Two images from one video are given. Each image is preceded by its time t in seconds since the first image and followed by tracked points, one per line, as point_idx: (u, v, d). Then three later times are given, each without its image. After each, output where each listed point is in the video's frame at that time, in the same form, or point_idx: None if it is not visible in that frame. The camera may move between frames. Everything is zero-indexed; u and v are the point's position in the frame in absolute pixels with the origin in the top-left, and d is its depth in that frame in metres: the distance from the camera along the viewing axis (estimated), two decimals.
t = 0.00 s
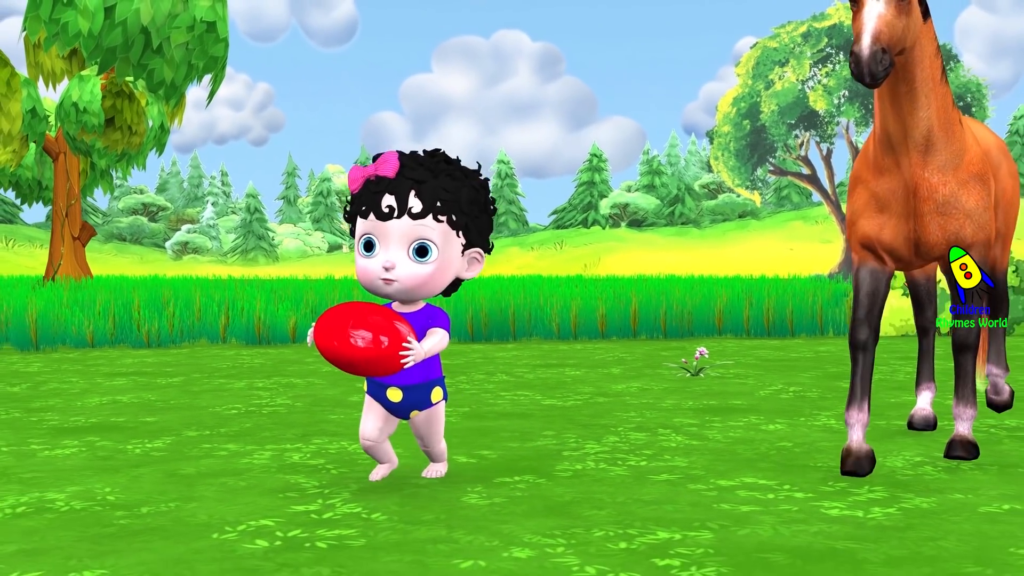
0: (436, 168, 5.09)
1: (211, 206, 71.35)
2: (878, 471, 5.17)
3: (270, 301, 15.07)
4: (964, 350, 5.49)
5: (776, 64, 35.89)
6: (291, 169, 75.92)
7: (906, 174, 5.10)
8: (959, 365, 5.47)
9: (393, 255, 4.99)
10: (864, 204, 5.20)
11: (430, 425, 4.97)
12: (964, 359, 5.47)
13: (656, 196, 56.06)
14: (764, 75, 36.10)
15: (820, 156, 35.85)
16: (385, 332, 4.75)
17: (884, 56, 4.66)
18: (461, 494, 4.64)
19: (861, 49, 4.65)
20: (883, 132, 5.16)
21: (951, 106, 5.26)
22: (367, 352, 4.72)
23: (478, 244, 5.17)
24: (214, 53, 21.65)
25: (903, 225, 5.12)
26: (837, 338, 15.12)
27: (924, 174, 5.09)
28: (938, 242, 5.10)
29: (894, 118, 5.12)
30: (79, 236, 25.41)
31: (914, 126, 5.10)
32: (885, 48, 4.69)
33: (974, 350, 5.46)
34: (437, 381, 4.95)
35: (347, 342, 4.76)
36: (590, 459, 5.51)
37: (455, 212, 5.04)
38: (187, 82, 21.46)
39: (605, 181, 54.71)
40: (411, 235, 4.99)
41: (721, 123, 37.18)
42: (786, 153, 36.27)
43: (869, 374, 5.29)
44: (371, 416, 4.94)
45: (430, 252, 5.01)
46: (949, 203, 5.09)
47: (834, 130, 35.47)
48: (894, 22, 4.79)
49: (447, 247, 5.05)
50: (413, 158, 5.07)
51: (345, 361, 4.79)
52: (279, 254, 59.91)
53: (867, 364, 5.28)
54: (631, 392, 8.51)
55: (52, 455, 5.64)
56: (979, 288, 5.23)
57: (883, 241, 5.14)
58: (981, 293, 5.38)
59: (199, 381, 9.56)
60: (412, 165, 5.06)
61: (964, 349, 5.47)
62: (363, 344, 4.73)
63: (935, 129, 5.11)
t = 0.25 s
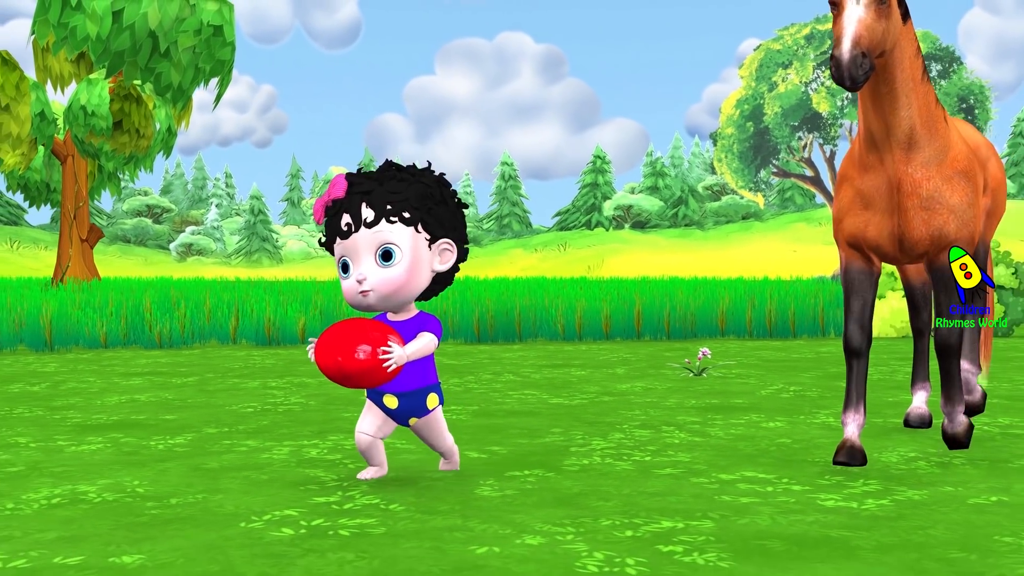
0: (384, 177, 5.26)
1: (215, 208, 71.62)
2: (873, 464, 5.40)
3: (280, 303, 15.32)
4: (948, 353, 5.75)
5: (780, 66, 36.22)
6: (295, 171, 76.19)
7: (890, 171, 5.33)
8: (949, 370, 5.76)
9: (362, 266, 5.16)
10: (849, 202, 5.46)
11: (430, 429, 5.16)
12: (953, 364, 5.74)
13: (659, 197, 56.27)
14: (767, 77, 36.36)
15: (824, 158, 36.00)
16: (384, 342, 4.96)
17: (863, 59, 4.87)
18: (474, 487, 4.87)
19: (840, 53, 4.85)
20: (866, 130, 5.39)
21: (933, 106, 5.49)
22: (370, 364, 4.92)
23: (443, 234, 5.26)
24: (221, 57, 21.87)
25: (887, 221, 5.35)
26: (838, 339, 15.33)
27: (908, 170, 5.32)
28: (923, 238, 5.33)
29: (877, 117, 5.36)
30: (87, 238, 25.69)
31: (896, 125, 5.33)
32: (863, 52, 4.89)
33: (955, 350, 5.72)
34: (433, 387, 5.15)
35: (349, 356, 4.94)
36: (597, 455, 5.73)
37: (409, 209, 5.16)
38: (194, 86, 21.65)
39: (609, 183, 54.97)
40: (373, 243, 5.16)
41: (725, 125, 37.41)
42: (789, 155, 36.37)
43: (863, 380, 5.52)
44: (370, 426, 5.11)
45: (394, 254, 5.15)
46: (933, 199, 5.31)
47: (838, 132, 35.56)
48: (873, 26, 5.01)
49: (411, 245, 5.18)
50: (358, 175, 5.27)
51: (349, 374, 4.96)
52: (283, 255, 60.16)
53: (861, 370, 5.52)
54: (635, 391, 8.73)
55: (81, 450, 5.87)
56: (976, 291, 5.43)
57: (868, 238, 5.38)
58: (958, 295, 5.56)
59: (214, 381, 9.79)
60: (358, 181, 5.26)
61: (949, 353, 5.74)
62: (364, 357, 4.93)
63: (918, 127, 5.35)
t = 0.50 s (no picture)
0: (391, 180, 5.29)
1: (219, 210, 71.88)
2: (869, 460, 5.59)
3: (287, 304, 15.55)
4: (924, 357, 5.52)
5: (783, 68, 36.53)
6: (298, 173, 76.45)
7: (878, 175, 5.48)
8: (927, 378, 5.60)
9: (363, 267, 5.19)
10: (841, 206, 5.61)
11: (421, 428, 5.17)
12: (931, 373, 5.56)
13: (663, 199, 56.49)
14: (770, 79, 36.62)
15: (826, 160, 36.24)
16: (378, 343, 4.97)
17: (856, 65, 5.05)
18: (485, 481, 5.06)
19: (834, 57, 5.03)
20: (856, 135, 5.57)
21: (926, 112, 5.61)
22: (362, 364, 4.93)
23: (445, 242, 5.32)
24: (227, 59, 22.10)
25: (876, 225, 5.48)
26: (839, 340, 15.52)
27: (896, 173, 5.44)
28: (912, 241, 5.39)
29: (867, 122, 5.52)
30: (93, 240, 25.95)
31: (884, 129, 5.49)
32: (858, 58, 5.08)
33: (933, 357, 5.49)
34: (426, 385, 5.16)
35: (341, 355, 4.96)
36: (602, 451, 5.92)
37: (414, 216, 5.21)
38: (200, 88, 21.97)
39: (611, 185, 55.22)
40: (377, 246, 5.19)
41: (728, 127, 37.63)
42: (792, 156, 36.63)
43: (858, 379, 5.71)
44: (366, 422, 5.15)
45: (396, 259, 5.19)
46: (921, 202, 5.40)
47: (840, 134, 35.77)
48: (868, 31, 5.17)
49: (413, 251, 5.23)
50: (367, 175, 5.29)
51: (341, 372, 4.98)
52: (287, 257, 60.41)
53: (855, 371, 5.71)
54: (639, 391, 8.92)
55: (103, 447, 6.07)
56: (978, 290, 5.50)
57: (859, 241, 5.53)
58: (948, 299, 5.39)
59: (226, 381, 9.99)
60: (366, 181, 5.28)
61: (926, 358, 5.51)
62: (357, 356, 4.94)
63: (907, 131, 5.49)
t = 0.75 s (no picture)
0: (442, 191, 5.42)
1: (223, 212, 72.22)
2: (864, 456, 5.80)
3: (296, 305, 15.77)
4: (887, 348, 5.39)
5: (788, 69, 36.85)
6: (302, 174, 76.75)
7: (854, 184, 5.51)
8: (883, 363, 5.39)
9: (393, 269, 5.36)
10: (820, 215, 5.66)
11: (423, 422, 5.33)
12: (889, 357, 5.38)
13: (666, 201, 56.76)
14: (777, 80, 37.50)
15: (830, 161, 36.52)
16: (379, 333, 5.16)
17: (838, 73, 5.10)
18: (497, 475, 5.29)
19: (813, 68, 5.09)
20: (834, 143, 5.60)
21: (906, 118, 5.59)
22: (362, 352, 5.14)
23: (476, 264, 5.52)
24: (234, 63, 22.38)
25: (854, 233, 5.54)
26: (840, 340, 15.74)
27: (872, 182, 5.44)
28: (888, 248, 5.38)
29: (844, 130, 5.54)
30: (101, 242, 26.22)
31: (860, 137, 5.50)
32: (840, 66, 5.13)
33: (898, 348, 5.37)
34: (431, 383, 5.32)
35: (343, 342, 5.18)
36: (609, 447, 6.14)
37: (455, 234, 5.39)
38: (207, 92, 22.11)
39: (615, 187, 55.46)
40: (413, 252, 5.35)
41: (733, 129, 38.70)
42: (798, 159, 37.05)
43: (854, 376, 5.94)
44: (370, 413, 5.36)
45: (429, 270, 5.38)
46: (897, 209, 5.38)
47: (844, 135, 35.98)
48: (847, 39, 5.20)
49: (446, 266, 5.41)
50: (421, 180, 5.40)
51: (344, 359, 5.20)
52: (291, 259, 60.73)
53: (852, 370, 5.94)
54: (644, 390, 9.15)
55: (127, 443, 6.31)
56: (975, 287, 6.15)
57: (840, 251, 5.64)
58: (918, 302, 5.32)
59: (240, 380, 10.23)
60: (419, 186, 5.39)
61: (889, 349, 5.38)
62: (357, 344, 5.15)
63: (883, 139, 5.48)
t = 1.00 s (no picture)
0: (473, 205, 5.61)
1: (227, 213, 72.49)
2: (861, 452, 5.99)
3: (304, 307, 15.97)
4: (890, 364, 5.56)
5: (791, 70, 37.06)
6: (305, 176, 77.02)
7: (844, 182, 5.63)
8: (885, 378, 5.57)
9: (417, 273, 5.52)
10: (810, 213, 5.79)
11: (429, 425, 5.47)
12: (891, 373, 5.55)
13: (669, 202, 56.96)
14: (777, 83, 38.99)
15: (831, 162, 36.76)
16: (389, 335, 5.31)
17: (823, 73, 5.20)
18: (506, 470, 5.48)
19: (799, 69, 5.19)
20: (824, 141, 5.72)
21: (894, 115, 5.70)
22: (370, 353, 5.29)
23: (494, 281, 5.70)
24: (240, 66, 22.59)
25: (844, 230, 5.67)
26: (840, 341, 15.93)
27: (861, 180, 5.57)
28: (878, 245, 5.51)
29: (833, 128, 5.66)
30: (109, 244, 26.36)
31: (849, 135, 5.61)
32: (823, 66, 5.23)
33: (900, 364, 5.53)
34: (440, 387, 5.47)
35: (356, 342, 5.34)
36: (614, 444, 6.33)
37: (481, 247, 5.57)
38: (212, 94, 22.42)
39: (618, 188, 55.66)
40: (439, 260, 5.53)
41: (735, 132, 40.35)
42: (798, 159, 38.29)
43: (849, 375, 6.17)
44: (378, 416, 5.47)
45: (452, 278, 5.55)
46: (885, 207, 5.51)
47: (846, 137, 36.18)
48: (832, 40, 5.32)
49: (468, 278, 5.59)
50: (456, 191, 5.60)
51: (355, 359, 5.36)
52: (294, 260, 60.98)
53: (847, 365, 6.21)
54: (648, 390, 9.34)
55: (146, 440, 6.50)
56: (976, 287, 6.41)
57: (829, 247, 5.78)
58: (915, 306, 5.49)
59: (251, 380, 10.42)
60: (453, 196, 5.58)
61: (890, 363, 5.55)
62: (367, 345, 5.31)
63: (872, 137, 5.58)
